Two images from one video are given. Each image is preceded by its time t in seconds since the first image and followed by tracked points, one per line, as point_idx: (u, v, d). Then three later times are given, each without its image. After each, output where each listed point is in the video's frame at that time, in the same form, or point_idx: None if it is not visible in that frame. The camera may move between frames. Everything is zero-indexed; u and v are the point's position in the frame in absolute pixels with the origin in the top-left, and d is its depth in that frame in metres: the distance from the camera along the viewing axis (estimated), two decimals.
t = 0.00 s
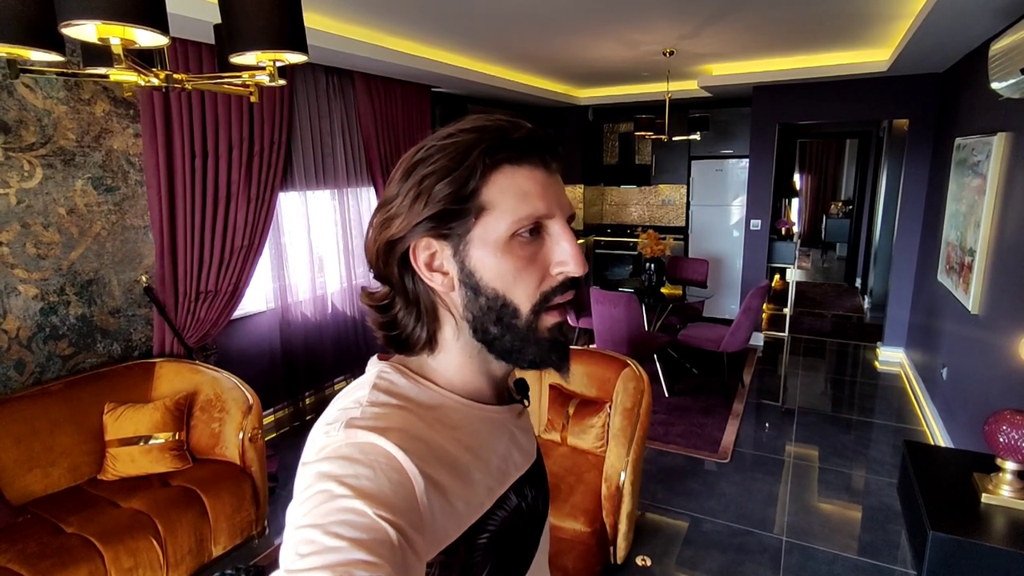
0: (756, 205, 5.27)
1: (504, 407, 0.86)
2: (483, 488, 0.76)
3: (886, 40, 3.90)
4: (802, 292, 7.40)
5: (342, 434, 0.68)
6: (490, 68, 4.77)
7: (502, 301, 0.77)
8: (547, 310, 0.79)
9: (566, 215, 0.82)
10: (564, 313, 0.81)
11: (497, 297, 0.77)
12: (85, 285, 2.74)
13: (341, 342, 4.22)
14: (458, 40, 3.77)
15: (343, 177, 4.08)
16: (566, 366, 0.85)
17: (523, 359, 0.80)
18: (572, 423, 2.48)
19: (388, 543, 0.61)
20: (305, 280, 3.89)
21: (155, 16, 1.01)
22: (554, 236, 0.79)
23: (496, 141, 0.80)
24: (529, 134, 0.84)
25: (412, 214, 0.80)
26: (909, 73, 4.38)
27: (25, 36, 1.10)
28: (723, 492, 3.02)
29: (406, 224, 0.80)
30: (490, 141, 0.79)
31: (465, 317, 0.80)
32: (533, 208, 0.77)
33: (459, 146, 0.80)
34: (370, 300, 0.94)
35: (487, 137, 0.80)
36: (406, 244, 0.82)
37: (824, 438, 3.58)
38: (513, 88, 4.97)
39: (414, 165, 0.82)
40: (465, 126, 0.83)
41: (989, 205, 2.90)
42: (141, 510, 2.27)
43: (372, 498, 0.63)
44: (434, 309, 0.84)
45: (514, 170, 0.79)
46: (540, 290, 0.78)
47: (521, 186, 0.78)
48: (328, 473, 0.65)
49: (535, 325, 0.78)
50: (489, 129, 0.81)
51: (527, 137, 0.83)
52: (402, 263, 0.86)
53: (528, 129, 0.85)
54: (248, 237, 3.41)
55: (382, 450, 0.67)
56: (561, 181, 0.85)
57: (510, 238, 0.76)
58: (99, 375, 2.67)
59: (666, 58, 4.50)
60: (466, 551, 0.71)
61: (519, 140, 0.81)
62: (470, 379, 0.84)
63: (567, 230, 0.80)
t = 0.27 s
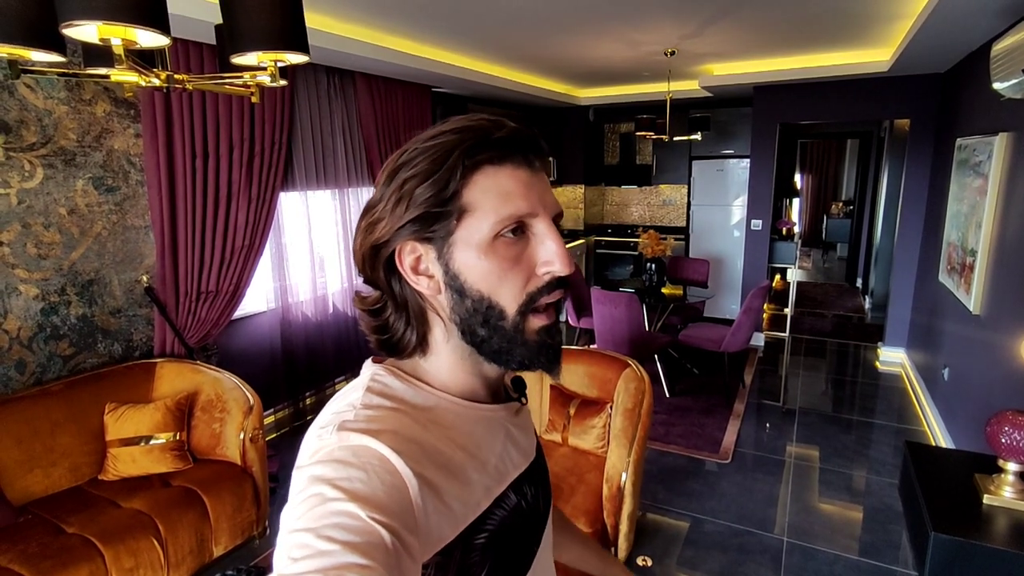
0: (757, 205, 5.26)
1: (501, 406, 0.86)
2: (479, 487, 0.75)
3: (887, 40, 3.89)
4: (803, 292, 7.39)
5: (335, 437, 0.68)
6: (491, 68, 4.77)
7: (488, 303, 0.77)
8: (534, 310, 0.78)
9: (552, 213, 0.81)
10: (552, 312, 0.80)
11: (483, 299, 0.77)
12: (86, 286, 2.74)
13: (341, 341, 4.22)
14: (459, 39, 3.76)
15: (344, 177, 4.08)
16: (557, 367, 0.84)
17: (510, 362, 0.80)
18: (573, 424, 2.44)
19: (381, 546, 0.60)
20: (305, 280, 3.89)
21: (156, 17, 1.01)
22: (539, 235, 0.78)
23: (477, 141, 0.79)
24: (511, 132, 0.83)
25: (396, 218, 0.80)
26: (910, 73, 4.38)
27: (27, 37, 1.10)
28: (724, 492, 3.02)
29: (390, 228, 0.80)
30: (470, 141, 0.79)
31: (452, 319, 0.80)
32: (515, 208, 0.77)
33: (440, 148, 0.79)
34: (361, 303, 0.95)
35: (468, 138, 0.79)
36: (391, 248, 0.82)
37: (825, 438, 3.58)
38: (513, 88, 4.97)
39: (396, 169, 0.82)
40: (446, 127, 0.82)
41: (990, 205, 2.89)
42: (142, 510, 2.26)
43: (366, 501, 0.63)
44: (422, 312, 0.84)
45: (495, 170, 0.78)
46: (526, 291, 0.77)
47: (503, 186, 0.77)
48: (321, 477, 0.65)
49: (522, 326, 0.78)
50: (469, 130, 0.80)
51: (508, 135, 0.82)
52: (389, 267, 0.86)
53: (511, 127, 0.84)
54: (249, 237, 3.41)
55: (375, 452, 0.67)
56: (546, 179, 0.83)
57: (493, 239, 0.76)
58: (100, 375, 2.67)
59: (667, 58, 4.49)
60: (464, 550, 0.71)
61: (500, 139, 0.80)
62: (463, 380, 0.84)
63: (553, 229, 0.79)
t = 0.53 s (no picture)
0: (758, 206, 5.26)
1: (500, 407, 0.85)
2: (480, 488, 0.75)
3: (889, 41, 3.90)
4: (804, 293, 7.39)
5: (335, 438, 0.69)
6: (492, 69, 4.77)
7: (479, 305, 0.77)
8: (525, 313, 0.78)
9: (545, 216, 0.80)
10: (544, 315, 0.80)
11: (474, 300, 0.77)
12: (88, 286, 2.75)
13: (342, 342, 4.23)
14: (461, 40, 3.77)
15: (345, 177, 4.08)
16: (553, 369, 0.84)
17: (503, 364, 0.79)
18: (575, 424, 2.45)
19: (382, 547, 0.61)
20: (307, 281, 3.89)
21: (161, 19, 1.01)
22: (530, 238, 0.78)
23: (470, 145, 0.79)
24: (506, 137, 0.83)
25: (390, 220, 0.80)
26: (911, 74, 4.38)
27: (32, 41, 1.10)
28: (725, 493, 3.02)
29: (384, 229, 0.81)
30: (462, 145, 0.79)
31: (446, 321, 0.80)
32: (507, 210, 0.76)
33: (434, 152, 0.80)
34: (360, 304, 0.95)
35: (462, 141, 0.80)
36: (386, 249, 0.83)
37: (826, 439, 3.58)
38: (514, 88, 4.97)
39: (392, 172, 0.83)
40: (441, 131, 0.83)
41: (992, 206, 2.89)
42: (144, 510, 2.27)
43: (366, 500, 0.63)
44: (417, 313, 0.84)
45: (488, 173, 0.78)
46: (517, 293, 0.77)
47: (496, 188, 0.77)
48: (322, 478, 0.65)
49: (514, 328, 0.77)
50: (463, 133, 0.81)
51: (502, 139, 0.82)
52: (386, 267, 0.87)
53: (506, 132, 0.84)
54: (251, 238, 3.41)
55: (375, 453, 0.67)
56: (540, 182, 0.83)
57: (484, 240, 0.76)
58: (102, 375, 2.68)
59: (668, 59, 4.50)
60: (465, 551, 0.71)
61: (493, 143, 0.81)
62: (461, 381, 0.84)
63: (545, 232, 0.79)
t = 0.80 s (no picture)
0: (759, 206, 5.26)
1: (504, 408, 0.84)
2: (483, 490, 0.74)
3: (890, 41, 3.89)
4: (805, 293, 7.38)
5: (339, 440, 0.68)
6: (493, 69, 4.77)
7: (477, 307, 0.76)
8: (525, 315, 0.77)
9: (546, 219, 0.80)
10: (544, 317, 0.79)
11: (472, 302, 0.76)
12: (90, 287, 2.75)
13: (343, 341, 4.23)
14: (462, 40, 3.77)
15: (346, 177, 4.08)
16: (554, 371, 0.83)
17: (503, 365, 0.78)
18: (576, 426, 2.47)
19: (387, 548, 0.61)
20: (308, 282, 3.90)
21: (164, 19, 1.01)
22: (530, 241, 0.77)
23: (470, 146, 0.79)
24: (507, 138, 0.83)
25: (390, 220, 0.80)
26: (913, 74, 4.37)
27: (35, 42, 1.10)
28: (727, 493, 3.02)
29: (385, 229, 0.81)
30: (463, 147, 0.79)
31: (446, 322, 0.80)
32: (506, 212, 0.76)
33: (435, 153, 0.80)
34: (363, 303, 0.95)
35: (463, 143, 0.79)
36: (387, 249, 0.83)
37: (828, 440, 3.57)
38: (515, 88, 4.97)
39: (393, 172, 0.83)
40: (443, 132, 0.82)
41: (994, 206, 2.89)
42: (146, 511, 2.27)
43: (370, 502, 0.63)
44: (418, 313, 0.84)
45: (488, 175, 0.78)
46: (516, 295, 0.76)
47: (496, 190, 0.77)
48: (326, 479, 0.65)
49: (513, 330, 0.76)
50: (464, 135, 0.81)
51: (504, 141, 0.82)
52: (387, 266, 0.86)
53: (508, 133, 0.84)
54: (252, 238, 3.41)
55: (379, 454, 0.67)
56: (542, 185, 0.83)
57: (483, 242, 0.76)
58: (104, 376, 2.68)
59: (669, 59, 4.50)
60: (467, 553, 0.71)
61: (494, 144, 0.80)
62: (464, 381, 0.83)
63: (545, 235, 0.79)
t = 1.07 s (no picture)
0: (760, 206, 5.25)
1: (504, 408, 0.84)
2: (483, 489, 0.74)
3: (891, 40, 3.89)
4: (806, 292, 7.37)
5: (339, 437, 0.68)
6: (494, 69, 4.77)
7: (466, 310, 0.76)
8: (514, 318, 0.76)
9: (536, 220, 0.78)
10: (537, 319, 0.78)
11: (461, 306, 0.76)
12: (91, 286, 2.75)
13: (344, 341, 4.23)
14: (462, 40, 3.77)
15: (347, 177, 4.08)
16: (548, 372, 0.82)
17: (496, 368, 0.78)
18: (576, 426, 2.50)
19: (385, 546, 0.61)
20: (309, 282, 3.90)
21: (164, 19, 1.01)
22: (519, 243, 0.76)
23: (457, 148, 0.78)
24: (496, 137, 0.81)
25: (382, 223, 0.81)
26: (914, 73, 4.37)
27: (36, 41, 1.10)
28: (727, 493, 3.01)
29: (378, 231, 0.82)
30: (448, 149, 0.78)
31: (437, 323, 0.80)
32: (493, 215, 0.76)
33: (422, 155, 0.79)
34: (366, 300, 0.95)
35: (448, 145, 0.78)
36: (381, 251, 0.83)
37: (829, 439, 3.57)
38: (516, 88, 4.97)
39: (384, 174, 0.83)
40: (432, 133, 0.81)
41: (995, 206, 2.89)
42: (147, 510, 2.27)
43: (370, 500, 0.63)
44: (415, 314, 0.84)
45: (475, 178, 0.77)
46: (504, 299, 0.76)
47: (483, 193, 0.76)
48: (325, 476, 0.65)
49: (503, 333, 0.76)
50: (451, 136, 0.80)
51: (492, 140, 0.80)
52: (384, 266, 0.88)
53: (498, 131, 0.82)
54: (253, 238, 3.42)
55: (379, 453, 0.67)
56: (534, 184, 0.81)
57: (469, 246, 0.75)
58: (104, 376, 2.68)
59: (670, 59, 4.49)
60: (467, 552, 0.71)
61: (481, 145, 0.79)
62: (463, 381, 0.83)
63: (535, 236, 0.77)
